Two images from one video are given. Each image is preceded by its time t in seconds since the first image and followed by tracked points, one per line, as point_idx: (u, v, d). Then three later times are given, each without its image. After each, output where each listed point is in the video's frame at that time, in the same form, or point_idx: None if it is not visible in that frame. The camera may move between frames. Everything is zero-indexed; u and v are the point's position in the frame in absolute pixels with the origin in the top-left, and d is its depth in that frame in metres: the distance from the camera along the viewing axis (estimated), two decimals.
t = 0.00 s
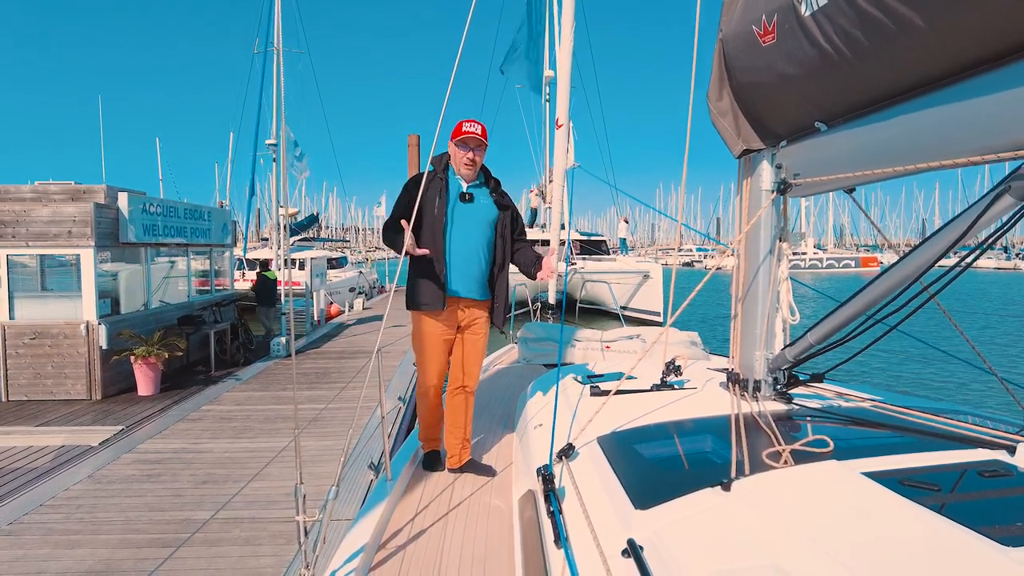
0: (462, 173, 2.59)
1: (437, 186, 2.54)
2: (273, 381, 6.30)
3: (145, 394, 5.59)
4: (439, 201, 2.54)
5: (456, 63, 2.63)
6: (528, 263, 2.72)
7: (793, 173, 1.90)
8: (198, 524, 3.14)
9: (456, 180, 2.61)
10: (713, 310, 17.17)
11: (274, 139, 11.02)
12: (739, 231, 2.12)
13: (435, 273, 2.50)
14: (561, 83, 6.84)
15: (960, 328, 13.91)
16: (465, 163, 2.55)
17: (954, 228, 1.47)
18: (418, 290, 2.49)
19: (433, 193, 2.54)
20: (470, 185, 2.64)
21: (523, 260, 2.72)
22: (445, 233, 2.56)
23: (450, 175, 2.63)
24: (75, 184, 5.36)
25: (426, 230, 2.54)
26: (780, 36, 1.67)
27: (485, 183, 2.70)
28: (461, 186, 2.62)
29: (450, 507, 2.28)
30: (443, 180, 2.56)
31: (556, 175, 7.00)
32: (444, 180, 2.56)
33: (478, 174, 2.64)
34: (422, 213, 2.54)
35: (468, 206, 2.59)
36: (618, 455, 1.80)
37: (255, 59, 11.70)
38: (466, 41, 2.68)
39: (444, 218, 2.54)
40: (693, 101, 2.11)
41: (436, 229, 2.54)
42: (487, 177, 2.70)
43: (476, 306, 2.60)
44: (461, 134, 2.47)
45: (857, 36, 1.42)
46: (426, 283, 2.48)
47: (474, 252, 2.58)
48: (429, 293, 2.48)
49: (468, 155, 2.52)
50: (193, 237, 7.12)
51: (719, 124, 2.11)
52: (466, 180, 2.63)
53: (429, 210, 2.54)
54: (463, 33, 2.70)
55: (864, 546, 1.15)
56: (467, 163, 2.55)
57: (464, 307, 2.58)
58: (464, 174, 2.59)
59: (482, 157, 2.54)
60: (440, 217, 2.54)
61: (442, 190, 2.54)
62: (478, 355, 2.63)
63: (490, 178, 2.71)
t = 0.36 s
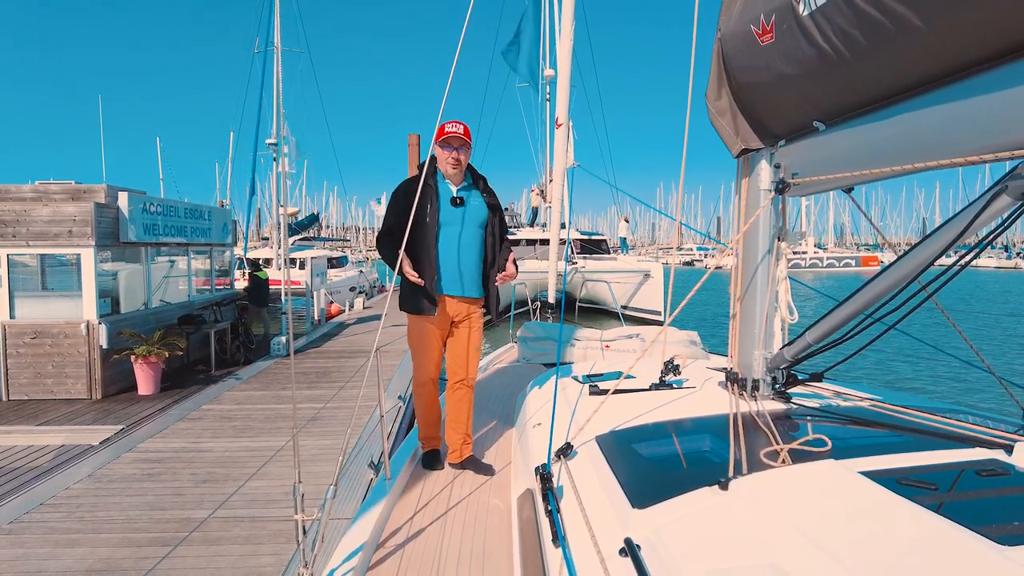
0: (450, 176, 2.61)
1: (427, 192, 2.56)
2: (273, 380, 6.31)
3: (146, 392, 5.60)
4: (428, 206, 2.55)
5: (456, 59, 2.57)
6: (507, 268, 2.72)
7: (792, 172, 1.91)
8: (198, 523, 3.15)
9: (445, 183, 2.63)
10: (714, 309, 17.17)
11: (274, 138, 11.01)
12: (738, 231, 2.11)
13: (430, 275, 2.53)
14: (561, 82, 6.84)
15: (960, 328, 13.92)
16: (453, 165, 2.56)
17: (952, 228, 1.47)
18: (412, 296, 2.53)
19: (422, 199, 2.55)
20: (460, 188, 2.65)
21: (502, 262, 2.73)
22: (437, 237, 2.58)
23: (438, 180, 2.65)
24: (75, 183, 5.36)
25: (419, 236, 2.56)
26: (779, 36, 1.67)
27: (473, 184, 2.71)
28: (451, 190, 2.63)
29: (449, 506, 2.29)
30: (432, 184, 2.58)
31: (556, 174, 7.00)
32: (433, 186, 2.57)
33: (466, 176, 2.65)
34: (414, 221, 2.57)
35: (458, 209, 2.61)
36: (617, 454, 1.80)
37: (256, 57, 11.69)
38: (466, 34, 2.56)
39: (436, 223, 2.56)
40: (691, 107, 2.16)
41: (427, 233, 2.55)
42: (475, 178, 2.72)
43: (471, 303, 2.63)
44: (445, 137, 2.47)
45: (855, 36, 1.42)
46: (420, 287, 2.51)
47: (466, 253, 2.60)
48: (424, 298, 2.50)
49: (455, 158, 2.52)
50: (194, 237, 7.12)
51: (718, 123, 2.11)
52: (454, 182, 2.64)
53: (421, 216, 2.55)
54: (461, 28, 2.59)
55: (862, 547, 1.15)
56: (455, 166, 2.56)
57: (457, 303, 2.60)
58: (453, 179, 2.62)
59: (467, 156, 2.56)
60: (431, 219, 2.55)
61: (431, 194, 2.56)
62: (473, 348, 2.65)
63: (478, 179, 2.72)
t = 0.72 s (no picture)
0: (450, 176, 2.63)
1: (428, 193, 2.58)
2: (273, 380, 6.31)
3: (146, 392, 5.60)
4: (429, 205, 2.57)
5: (456, 58, 2.56)
6: (509, 263, 2.80)
7: (792, 174, 1.90)
8: (198, 523, 3.15)
9: (445, 183, 2.65)
10: (714, 309, 17.16)
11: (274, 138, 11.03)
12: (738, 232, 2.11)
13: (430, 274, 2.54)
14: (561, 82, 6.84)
15: (961, 328, 13.91)
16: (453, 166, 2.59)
17: (953, 230, 1.46)
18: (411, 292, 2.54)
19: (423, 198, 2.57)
20: (458, 188, 2.67)
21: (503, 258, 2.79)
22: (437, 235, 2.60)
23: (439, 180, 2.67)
24: (76, 183, 5.37)
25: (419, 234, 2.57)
26: (779, 37, 1.66)
27: (472, 184, 2.74)
28: (450, 190, 2.65)
29: (450, 507, 2.29)
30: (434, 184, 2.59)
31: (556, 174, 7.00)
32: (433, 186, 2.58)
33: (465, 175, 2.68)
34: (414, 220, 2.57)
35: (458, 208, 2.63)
36: (617, 456, 1.80)
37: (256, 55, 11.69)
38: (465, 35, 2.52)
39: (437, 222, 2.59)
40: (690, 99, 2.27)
41: (427, 231, 2.56)
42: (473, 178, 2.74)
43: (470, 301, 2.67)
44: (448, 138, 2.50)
45: (856, 37, 1.41)
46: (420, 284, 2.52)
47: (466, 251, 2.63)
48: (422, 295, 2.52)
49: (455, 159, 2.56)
50: (194, 236, 7.13)
51: (718, 124, 2.11)
52: (453, 182, 2.66)
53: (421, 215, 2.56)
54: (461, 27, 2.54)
55: (862, 549, 1.15)
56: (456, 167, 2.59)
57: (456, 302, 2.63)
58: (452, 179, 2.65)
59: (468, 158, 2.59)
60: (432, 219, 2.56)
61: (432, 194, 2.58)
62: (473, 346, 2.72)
63: (476, 179, 2.75)
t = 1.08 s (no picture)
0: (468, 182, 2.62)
1: (447, 202, 2.60)
2: (273, 380, 6.31)
3: (146, 392, 5.59)
4: (443, 206, 2.60)
5: (456, 62, 2.62)
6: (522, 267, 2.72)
7: (795, 174, 1.89)
8: (198, 524, 3.14)
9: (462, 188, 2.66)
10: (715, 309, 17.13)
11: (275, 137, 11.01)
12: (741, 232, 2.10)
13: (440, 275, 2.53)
14: (562, 82, 6.83)
15: (963, 329, 13.87)
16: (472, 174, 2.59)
17: (958, 231, 1.45)
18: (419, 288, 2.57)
19: (440, 201, 2.61)
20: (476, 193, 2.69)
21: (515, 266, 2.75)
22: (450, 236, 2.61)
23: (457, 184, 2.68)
24: (76, 183, 5.37)
25: (433, 235, 2.59)
26: (782, 36, 1.65)
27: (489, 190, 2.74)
28: (466, 194, 2.66)
29: (450, 509, 2.27)
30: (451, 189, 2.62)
31: (557, 174, 6.99)
32: (449, 190, 2.61)
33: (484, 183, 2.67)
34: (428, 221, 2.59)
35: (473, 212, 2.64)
36: (620, 457, 1.79)
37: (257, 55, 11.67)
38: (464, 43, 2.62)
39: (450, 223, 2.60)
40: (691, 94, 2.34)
41: (442, 234, 2.58)
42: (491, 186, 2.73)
43: (479, 301, 2.66)
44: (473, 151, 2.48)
45: (860, 36, 1.40)
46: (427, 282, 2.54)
47: (477, 253, 2.62)
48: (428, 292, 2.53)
49: (476, 169, 2.55)
50: (195, 236, 7.13)
51: (721, 124, 2.10)
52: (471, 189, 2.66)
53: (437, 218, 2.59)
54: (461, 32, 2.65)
55: (867, 552, 1.14)
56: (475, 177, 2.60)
57: (462, 303, 2.62)
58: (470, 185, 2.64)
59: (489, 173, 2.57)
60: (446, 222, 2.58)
61: (449, 200, 2.61)
62: (480, 346, 2.74)
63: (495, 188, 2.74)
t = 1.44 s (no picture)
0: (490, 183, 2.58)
1: (467, 198, 2.56)
2: (273, 380, 6.28)
3: (146, 392, 5.56)
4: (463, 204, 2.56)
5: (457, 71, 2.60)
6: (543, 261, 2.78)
7: (805, 172, 1.85)
8: (198, 526, 3.11)
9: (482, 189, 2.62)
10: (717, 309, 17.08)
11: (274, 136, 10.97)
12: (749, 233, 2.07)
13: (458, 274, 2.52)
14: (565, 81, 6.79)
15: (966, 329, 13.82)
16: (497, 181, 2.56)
17: (978, 230, 1.40)
18: (435, 284, 2.56)
19: (460, 198, 2.57)
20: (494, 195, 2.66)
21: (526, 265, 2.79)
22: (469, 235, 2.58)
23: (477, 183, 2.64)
24: (75, 182, 5.34)
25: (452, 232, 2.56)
26: (793, 31, 1.61)
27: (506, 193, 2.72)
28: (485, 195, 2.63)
29: (453, 513, 2.24)
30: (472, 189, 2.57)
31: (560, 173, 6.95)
32: (470, 188, 2.57)
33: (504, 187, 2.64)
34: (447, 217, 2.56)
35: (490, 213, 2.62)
36: (626, 462, 1.75)
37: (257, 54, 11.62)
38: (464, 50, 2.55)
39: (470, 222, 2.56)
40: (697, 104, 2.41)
41: (462, 232, 2.55)
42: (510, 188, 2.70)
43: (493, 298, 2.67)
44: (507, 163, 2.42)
45: (874, 30, 1.37)
46: (446, 279, 2.53)
47: (495, 254, 2.62)
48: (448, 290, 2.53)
49: (502, 177, 2.52)
50: (195, 235, 7.10)
51: (729, 121, 2.06)
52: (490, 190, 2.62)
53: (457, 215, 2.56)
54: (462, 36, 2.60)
55: (887, 561, 1.11)
56: (496, 180, 2.57)
57: (478, 301, 2.63)
58: (490, 187, 2.60)
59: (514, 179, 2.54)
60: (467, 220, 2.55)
61: (469, 197, 2.57)
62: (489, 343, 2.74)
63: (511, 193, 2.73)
